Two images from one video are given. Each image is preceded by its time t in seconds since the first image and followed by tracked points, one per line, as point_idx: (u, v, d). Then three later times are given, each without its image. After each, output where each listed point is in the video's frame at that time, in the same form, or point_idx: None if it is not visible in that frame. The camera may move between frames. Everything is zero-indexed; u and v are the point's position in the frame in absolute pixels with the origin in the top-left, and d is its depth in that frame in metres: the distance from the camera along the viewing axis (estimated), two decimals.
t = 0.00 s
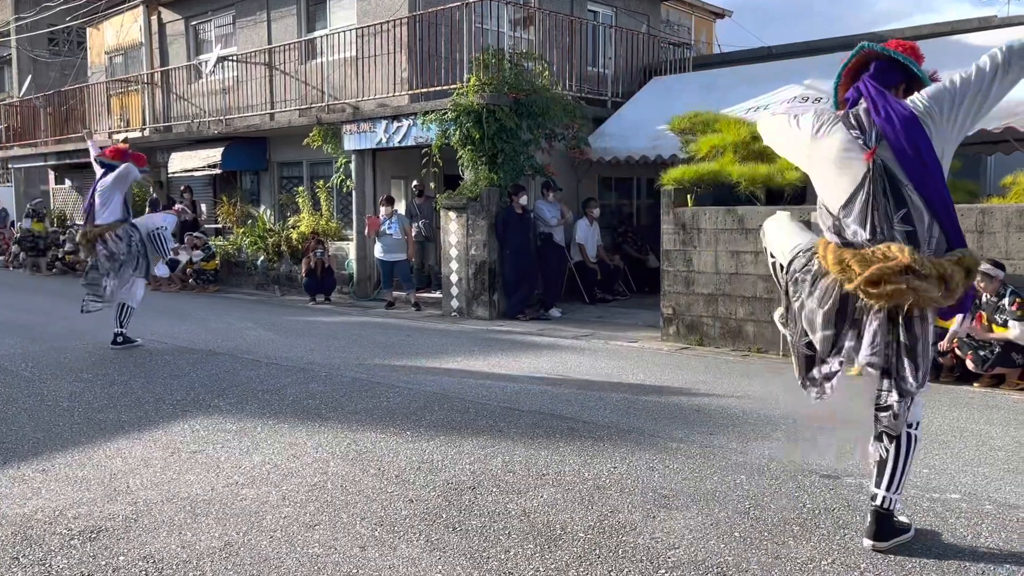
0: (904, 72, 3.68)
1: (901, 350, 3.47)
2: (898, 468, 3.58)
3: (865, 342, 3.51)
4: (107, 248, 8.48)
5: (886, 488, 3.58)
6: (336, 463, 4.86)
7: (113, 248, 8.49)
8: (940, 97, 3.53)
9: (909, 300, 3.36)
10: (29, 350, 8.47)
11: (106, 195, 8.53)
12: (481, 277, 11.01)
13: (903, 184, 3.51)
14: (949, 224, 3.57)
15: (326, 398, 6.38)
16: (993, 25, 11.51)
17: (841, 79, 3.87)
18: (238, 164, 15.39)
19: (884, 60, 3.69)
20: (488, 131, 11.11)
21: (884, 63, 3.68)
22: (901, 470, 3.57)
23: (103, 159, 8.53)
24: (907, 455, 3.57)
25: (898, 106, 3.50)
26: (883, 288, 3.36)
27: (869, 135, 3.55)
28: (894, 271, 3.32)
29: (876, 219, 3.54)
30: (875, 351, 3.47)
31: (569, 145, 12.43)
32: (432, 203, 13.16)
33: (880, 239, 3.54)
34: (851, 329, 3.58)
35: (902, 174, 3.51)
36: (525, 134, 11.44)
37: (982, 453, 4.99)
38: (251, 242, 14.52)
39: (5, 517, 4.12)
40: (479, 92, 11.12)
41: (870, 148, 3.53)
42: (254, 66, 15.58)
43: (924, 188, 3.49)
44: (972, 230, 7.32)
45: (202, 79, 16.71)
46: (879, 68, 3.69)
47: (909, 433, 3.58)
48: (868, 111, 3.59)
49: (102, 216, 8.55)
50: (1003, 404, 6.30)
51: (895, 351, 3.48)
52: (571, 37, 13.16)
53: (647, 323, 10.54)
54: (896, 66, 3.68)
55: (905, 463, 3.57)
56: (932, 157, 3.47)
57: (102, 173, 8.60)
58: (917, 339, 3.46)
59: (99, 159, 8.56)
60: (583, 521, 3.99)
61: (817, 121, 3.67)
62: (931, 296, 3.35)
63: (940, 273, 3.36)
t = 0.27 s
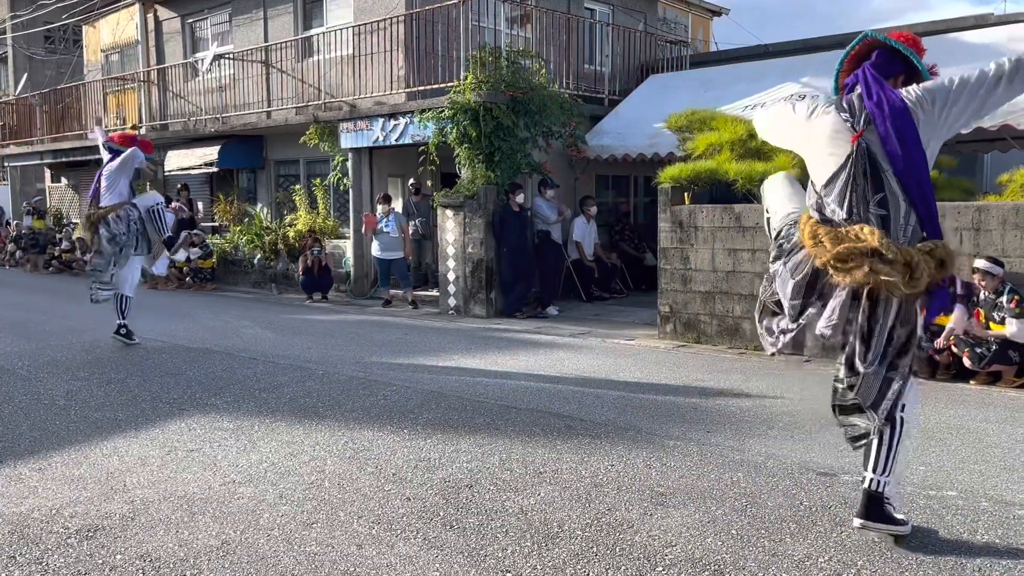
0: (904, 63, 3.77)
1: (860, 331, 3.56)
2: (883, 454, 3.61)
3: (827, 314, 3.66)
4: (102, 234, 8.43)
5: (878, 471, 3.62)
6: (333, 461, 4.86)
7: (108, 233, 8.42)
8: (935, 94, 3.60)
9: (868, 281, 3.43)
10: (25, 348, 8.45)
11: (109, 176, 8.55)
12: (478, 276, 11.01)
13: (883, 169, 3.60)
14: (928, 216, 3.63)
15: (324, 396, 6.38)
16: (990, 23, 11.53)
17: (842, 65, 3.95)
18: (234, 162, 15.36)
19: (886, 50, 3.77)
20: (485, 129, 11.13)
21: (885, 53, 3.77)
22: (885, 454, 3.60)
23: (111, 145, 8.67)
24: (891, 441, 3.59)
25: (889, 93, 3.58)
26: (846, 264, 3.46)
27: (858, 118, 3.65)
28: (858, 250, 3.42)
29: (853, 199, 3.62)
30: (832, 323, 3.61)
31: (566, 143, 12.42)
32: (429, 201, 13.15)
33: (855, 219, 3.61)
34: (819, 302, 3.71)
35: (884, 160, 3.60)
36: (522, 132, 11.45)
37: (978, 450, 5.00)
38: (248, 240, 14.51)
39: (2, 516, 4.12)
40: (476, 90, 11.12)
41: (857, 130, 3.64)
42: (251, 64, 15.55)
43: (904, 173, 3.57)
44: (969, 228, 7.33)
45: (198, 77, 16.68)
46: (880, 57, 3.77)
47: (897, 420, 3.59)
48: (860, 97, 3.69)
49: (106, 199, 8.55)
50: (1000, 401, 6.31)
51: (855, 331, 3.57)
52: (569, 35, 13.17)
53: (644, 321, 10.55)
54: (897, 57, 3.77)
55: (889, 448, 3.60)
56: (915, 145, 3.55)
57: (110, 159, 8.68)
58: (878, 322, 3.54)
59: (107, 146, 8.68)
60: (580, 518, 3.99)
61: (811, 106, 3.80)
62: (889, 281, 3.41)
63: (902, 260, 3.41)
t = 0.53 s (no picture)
0: (893, 105, 3.61)
1: (836, 357, 3.54)
2: (886, 465, 3.58)
3: (805, 346, 3.61)
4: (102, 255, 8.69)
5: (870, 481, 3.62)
6: (330, 460, 4.86)
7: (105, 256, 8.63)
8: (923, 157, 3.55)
9: (825, 306, 3.47)
10: (22, 347, 8.44)
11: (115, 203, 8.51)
12: (475, 274, 11.01)
13: (856, 207, 3.49)
14: (897, 251, 3.50)
15: (321, 394, 6.38)
16: (986, 21, 11.54)
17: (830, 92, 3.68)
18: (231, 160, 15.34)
19: (880, 88, 3.59)
20: (482, 127, 11.13)
21: (877, 91, 3.59)
22: (885, 465, 3.58)
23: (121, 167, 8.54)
24: (894, 454, 3.56)
25: (873, 136, 3.44)
26: (804, 291, 3.55)
27: (836, 154, 3.54)
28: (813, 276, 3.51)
29: (819, 231, 3.58)
30: (811, 353, 3.58)
31: (563, 141, 12.42)
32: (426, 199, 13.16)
33: (819, 249, 3.59)
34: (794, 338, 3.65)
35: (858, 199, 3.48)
36: (520, 131, 11.46)
37: (974, 448, 5.01)
38: (245, 238, 14.50)
39: None
40: (473, 88, 11.12)
41: (834, 166, 3.53)
42: (248, 62, 15.53)
43: (876, 216, 3.45)
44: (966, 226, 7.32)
45: (195, 75, 16.66)
46: (871, 94, 3.59)
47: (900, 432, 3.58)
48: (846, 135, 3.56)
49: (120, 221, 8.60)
50: (996, 399, 6.32)
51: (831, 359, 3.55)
52: (566, 33, 13.17)
53: (641, 319, 10.56)
54: (888, 97, 3.60)
55: (892, 460, 3.57)
56: (892, 193, 3.42)
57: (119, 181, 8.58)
58: (850, 347, 3.51)
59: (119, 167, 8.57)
60: (578, 516, 4.00)
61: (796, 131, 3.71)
62: (847, 302, 3.42)
63: (859, 282, 3.41)
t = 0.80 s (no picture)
0: (830, 122, 3.77)
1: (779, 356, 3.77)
2: (865, 457, 3.62)
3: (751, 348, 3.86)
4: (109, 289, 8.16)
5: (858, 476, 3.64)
6: (328, 458, 4.86)
7: (116, 291, 8.13)
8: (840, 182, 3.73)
9: (753, 310, 3.72)
10: (18, 346, 8.42)
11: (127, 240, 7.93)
12: (473, 272, 11.01)
13: (784, 218, 3.71)
14: (821, 256, 3.63)
15: (319, 393, 6.37)
16: (983, 20, 11.55)
17: (768, 110, 3.91)
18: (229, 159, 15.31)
19: (816, 105, 3.75)
20: (480, 125, 11.10)
21: (813, 108, 3.75)
22: (864, 455, 3.62)
23: (135, 202, 7.93)
24: (866, 445, 3.61)
25: (801, 151, 3.63)
26: (737, 295, 3.82)
27: (767, 169, 3.79)
28: (742, 284, 3.76)
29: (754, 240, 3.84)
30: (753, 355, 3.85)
31: (561, 139, 12.43)
32: (423, 198, 13.18)
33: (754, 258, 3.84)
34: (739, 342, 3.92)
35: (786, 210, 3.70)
36: (517, 129, 11.45)
37: (971, 446, 5.02)
38: (242, 237, 14.48)
39: None
40: (471, 86, 11.10)
41: (765, 179, 3.79)
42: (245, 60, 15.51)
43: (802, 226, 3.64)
44: (962, 225, 7.33)
45: (192, 74, 16.63)
46: (807, 111, 3.76)
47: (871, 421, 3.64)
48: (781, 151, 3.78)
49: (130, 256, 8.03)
50: (993, 398, 6.33)
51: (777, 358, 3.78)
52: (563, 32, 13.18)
53: (638, 317, 10.57)
54: (824, 114, 3.77)
55: (868, 452, 3.62)
56: (817, 204, 3.57)
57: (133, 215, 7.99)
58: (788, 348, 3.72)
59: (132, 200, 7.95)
60: (576, 515, 4.00)
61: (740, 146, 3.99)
62: (769, 306, 3.64)
63: (779, 288, 3.62)
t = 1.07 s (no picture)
0: (767, 93, 4.11)
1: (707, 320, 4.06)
2: (806, 433, 4.00)
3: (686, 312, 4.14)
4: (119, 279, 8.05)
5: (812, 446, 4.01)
6: (326, 458, 4.86)
7: (126, 281, 8.00)
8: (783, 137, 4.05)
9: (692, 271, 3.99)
10: (15, 345, 8.41)
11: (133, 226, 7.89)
12: (470, 272, 11.00)
13: (723, 187, 4.11)
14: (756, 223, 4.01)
15: (316, 392, 6.37)
16: (981, 19, 11.55)
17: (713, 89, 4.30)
18: (226, 157, 15.28)
19: (754, 82, 4.13)
20: (477, 124, 11.07)
21: (751, 83, 4.13)
22: (800, 433, 3.99)
23: (141, 185, 7.90)
24: (791, 418, 4.00)
25: (737, 125, 4.05)
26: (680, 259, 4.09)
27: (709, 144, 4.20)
28: (686, 247, 4.05)
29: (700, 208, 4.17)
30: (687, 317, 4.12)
31: (558, 138, 12.42)
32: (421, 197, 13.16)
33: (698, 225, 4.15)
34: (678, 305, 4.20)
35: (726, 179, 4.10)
36: (515, 128, 11.43)
37: (967, 446, 5.02)
38: (240, 236, 14.46)
39: None
40: (468, 85, 11.07)
41: (708, 154, 4.19)
42: (242, 59, 15.49)
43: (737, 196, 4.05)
44: (960, 224, 7.34)
45: (189, 72, 16.60)
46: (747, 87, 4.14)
47: (791, 396, 4.00)
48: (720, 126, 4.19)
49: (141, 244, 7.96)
50: (990, 397, 6.34)
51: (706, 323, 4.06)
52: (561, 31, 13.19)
53: (635, 316, 10.58)
54: (763, 87, 4.12)
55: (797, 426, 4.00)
56: (750, 173, 3.98)
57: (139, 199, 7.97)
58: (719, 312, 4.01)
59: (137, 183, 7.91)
60: (573, 514, 4.00)
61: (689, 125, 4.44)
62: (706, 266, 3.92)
63: (717, 249, 3.92)
